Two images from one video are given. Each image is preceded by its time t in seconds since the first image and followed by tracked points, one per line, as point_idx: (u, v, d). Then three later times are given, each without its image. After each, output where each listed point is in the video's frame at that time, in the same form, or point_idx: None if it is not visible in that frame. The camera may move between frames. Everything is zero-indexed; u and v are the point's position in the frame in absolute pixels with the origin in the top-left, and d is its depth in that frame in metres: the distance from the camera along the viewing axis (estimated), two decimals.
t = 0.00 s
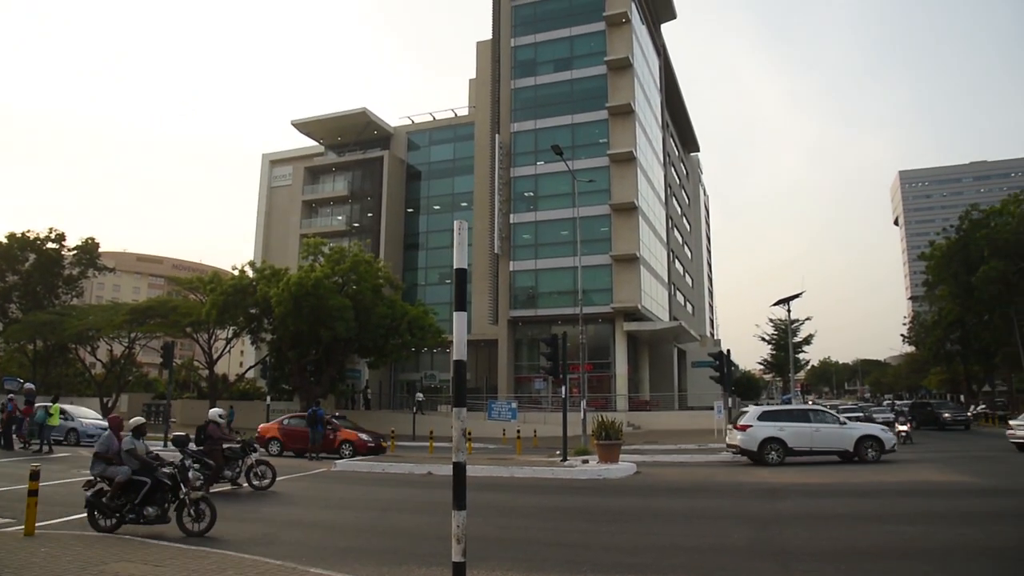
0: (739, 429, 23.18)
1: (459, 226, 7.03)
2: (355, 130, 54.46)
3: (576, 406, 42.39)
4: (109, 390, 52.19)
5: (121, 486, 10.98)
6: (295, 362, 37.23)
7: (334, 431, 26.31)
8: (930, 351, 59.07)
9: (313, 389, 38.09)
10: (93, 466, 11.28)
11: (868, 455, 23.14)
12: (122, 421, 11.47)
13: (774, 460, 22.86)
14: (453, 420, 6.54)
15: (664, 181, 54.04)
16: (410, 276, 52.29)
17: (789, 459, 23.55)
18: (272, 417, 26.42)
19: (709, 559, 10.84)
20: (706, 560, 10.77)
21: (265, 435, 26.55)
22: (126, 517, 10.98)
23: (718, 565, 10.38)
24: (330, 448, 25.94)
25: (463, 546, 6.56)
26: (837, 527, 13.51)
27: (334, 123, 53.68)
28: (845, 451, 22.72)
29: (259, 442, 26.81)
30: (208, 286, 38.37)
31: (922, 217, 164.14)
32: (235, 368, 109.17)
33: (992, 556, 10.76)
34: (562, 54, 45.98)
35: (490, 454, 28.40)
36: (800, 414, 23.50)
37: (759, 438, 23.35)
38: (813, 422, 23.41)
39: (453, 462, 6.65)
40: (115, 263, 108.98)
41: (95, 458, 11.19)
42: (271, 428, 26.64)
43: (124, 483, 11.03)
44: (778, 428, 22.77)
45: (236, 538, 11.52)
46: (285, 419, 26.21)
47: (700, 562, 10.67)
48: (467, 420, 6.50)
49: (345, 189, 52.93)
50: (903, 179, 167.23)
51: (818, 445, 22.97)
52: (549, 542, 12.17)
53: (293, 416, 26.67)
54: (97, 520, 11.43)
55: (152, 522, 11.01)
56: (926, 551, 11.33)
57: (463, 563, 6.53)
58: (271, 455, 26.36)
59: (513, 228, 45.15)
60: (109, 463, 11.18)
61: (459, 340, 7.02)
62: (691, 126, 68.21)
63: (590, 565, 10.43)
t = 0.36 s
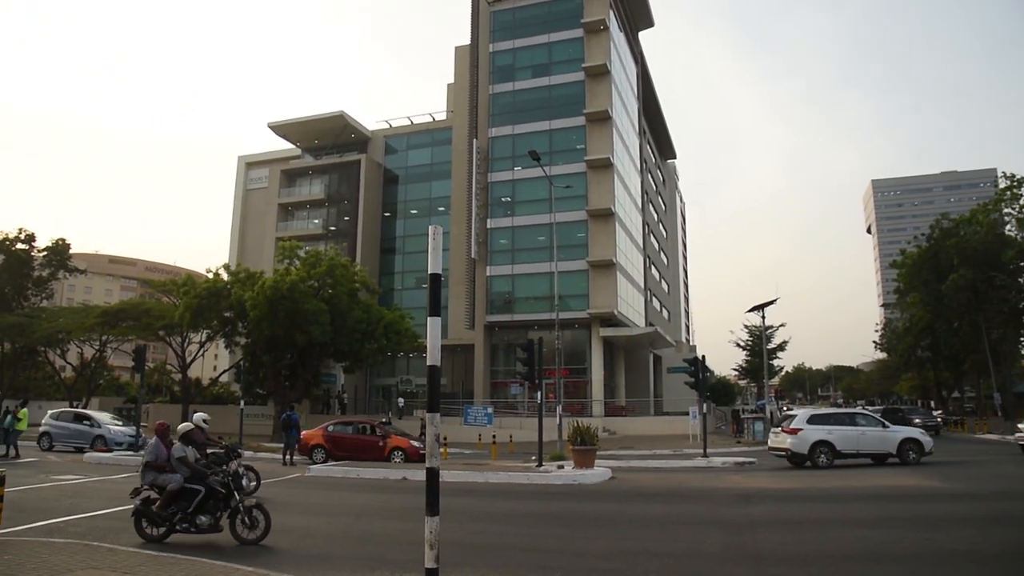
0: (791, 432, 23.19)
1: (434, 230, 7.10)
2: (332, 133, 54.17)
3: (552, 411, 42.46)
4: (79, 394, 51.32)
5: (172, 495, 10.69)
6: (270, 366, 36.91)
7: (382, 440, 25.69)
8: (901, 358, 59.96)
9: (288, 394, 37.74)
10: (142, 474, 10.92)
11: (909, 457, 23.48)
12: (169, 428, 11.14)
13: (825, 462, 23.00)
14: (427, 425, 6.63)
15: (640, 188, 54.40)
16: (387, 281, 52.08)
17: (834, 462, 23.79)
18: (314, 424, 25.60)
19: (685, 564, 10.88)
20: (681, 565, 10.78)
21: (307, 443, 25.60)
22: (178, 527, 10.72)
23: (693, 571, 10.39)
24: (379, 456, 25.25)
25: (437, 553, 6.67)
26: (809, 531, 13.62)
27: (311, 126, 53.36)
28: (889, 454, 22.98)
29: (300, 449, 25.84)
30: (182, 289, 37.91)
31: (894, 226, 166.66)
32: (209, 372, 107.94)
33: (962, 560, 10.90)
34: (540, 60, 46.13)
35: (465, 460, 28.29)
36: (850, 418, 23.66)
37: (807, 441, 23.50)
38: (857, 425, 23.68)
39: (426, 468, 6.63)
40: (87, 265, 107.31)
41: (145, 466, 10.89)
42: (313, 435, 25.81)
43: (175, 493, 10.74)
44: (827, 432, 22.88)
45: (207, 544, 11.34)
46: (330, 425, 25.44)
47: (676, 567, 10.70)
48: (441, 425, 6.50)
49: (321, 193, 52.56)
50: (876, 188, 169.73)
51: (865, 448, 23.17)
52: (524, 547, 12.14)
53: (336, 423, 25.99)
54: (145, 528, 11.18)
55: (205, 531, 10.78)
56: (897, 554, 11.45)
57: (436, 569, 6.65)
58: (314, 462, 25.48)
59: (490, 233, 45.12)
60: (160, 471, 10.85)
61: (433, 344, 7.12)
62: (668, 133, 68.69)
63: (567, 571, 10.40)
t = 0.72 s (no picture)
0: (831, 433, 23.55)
1: (409, 234, 7.31)
2: (310, 134, 53.86)
3: (528, 414, 42.50)
4: (48, 396, 50.46)
5: (221, 499, 10.70)
6: (244, 368, 36.57)
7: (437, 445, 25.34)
8: (874, 362, 60.74)
9: (263, 397, 37.41)
10: (192, 481, 11.00)
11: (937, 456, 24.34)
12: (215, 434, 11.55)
13: (865, 462, 23.53)
14: (402, 430, 6.88)
15: (617, 192, 54.62)
16: (363, 283, 51.86)
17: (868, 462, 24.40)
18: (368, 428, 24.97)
19: (660, 567, 10.92)
20: (656, 568, 10.83)
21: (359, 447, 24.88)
22: (226, 532, 10.66)
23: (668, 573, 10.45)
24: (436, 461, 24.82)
25: (411, 556, 6.92)
26: (781, 534, 13.76)
27: (288, 127, 53.03)
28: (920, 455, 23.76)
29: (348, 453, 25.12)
30: (155, 289, 37.42)
31: (868, 232, 168.87)
32: (182, 373, 106.68)
33: (931, 561, 11.05)
34: (518, 64, 46.19)
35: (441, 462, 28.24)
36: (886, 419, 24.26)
37: (849, 443, 23.69)
38: (891, 426, 24.17)
39: (401, 472, 6.94)
40: (58, 265, 105.58)
41: (194, 472, 11.00)
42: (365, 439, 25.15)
43: (224, 497, 10.74)
44: (867, 432, 23.35)
45: (179, 548, 11.20)
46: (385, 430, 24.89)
47: (651, 569, 10.73)
48: (414, 428, 6.83)
49: (298, 194, 52.18)
50: (850, 196, 171.99)
51: (901, 448, 23.81)
52: (499, 551, 12.13)
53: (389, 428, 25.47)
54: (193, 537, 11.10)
55: (254, 536, 10.65)
56: (868, 556, 11.58)
57: (410, 573, 6.87)
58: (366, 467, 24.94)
59: (467, 236, 45.08)
60: (208, 477, 10.93)
61: (407, 350, 7.31)
62: (646, 138, 69.11)
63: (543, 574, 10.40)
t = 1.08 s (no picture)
0: (863, 433, 24.21)
1: (386, 237, 7.59)
2: (288, 133, 53.50)
3: (505, 416, 42.49)
4: (18, 397, 49.63)
5: (263, 503, 10.39)
6: (219, 368, 36.21)
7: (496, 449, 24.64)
8: (848, 365, 61.45)
9: (237, 398, 37.06)
10: (233, 484, 10.59)
11: (952, 455, 25.33)
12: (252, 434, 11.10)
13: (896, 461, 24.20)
14: (375, 434, 7.46)
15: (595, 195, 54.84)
16: (340, 283, 51.61)
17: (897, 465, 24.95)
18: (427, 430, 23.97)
19: (632, 568, 10.95)
20: (627, 569, 10.87)
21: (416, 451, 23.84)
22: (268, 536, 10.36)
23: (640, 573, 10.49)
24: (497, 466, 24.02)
25: (382, 557, 7.76)
26: (754, 535, 13.87)
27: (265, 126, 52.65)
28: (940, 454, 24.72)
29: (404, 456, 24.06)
30: (128, 288, 36.93)
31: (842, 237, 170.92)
32: (156, 373, 105.45)
33: (899, 562, 11.19)
34: (497, 66, 46.22)
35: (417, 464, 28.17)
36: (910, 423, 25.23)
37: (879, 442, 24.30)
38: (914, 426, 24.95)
39: (375, 472, 7.65)
40: (30, 263, 103.88)
41: (234, 475, 10.61)
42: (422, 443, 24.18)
43: (266, 501, 10.44)
44: (894, 432, 24.13)
45: (149, 551, 11.07)
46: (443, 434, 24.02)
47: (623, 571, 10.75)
48: (388, 431, 7.40)
49: (275, 194, 51.79)
50: (825, 201, 173.91)
51: (924, 448, 24.68)
52: (473, 553, 12.10)
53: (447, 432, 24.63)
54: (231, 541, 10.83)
55: (296, 540, 10.38)
56: (837, 558, 11.69)
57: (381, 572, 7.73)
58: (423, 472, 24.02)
59: (445, 237, 45.00)
60: (250, 479, 10.54)
61: (383, 352, 7.53)
62: (625, 142, 69.42)
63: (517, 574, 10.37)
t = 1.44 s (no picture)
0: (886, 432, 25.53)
1: (362, 234, 7.54)
2: (266, 131, 53.07)
3: (482, 417, 42.47)
4: None
5: (301, 505, 10.12)
6: (193, 368, 35.77)
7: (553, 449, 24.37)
8: (822, 368, 62.15)
9: (211, 398, 36.69)
10: (270, 486, 10.32)
11: (958, 455, 26.94)
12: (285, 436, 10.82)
13: (913, 461, 25.83)
14: (350, 432, 7.34)
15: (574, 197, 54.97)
16: (317, 283, 51.30)
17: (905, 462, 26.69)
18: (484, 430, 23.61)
19: (610, 568, 10.99)
20: (606, 568, 10.92)
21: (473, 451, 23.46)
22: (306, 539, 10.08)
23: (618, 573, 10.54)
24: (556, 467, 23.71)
25: (356, 560, 7.72)
26: (730, 536, 13.95)
27: (244, 124, 52.20)
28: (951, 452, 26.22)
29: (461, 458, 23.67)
30: (101, 286, 36.39)
31: (817, 241, 172.93)
32: (129, 373, 104.04)
33: (873, 562, 11.34)
34: (477, 67, 46.17)
35: (394, 465, 28.04)
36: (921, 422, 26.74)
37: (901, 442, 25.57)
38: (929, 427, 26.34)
39: (350, 473, 7.61)
40: None
41: (270, 477, 10.37)
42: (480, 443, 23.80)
43: (304, 503, 10.17)
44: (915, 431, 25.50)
45: (120, 554, 10.88)
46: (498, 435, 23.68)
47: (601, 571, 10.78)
48: (362, 432, 7.34)
49: (251, 192, 51.34)
50: (801, 205, 175.69)
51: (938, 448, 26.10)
52: (449, 554, 12.05)
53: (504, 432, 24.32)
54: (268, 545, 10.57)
55: (335, 542, 10.03)
56: (813, 557, 11.82)
57: (355, 575, 7.72)
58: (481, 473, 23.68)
59: (423, 237, 44.88)
60: (285, 481, 10.29)
61: (357, 349, 7.44)
62: (604, 144, 69.64)
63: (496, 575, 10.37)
